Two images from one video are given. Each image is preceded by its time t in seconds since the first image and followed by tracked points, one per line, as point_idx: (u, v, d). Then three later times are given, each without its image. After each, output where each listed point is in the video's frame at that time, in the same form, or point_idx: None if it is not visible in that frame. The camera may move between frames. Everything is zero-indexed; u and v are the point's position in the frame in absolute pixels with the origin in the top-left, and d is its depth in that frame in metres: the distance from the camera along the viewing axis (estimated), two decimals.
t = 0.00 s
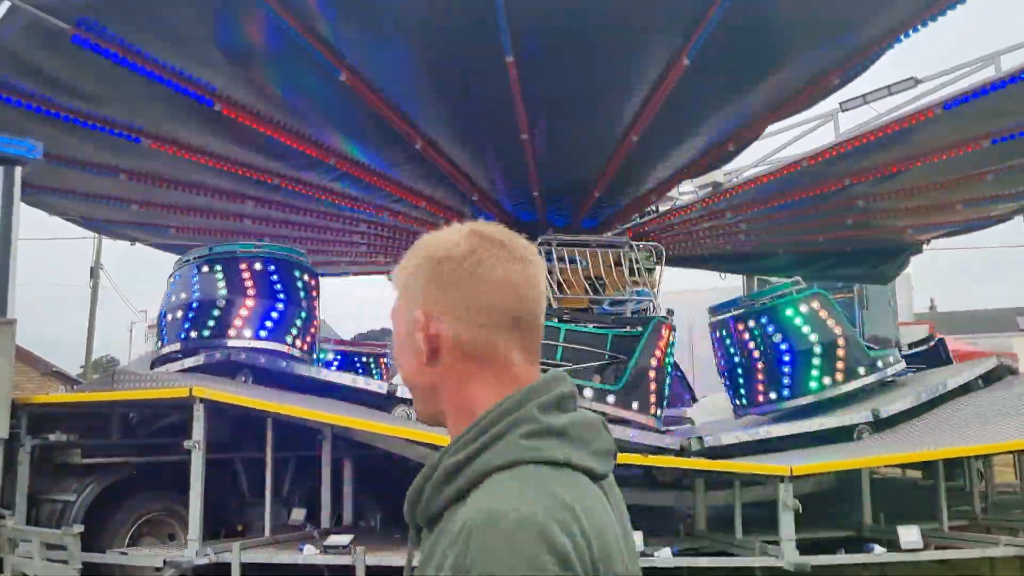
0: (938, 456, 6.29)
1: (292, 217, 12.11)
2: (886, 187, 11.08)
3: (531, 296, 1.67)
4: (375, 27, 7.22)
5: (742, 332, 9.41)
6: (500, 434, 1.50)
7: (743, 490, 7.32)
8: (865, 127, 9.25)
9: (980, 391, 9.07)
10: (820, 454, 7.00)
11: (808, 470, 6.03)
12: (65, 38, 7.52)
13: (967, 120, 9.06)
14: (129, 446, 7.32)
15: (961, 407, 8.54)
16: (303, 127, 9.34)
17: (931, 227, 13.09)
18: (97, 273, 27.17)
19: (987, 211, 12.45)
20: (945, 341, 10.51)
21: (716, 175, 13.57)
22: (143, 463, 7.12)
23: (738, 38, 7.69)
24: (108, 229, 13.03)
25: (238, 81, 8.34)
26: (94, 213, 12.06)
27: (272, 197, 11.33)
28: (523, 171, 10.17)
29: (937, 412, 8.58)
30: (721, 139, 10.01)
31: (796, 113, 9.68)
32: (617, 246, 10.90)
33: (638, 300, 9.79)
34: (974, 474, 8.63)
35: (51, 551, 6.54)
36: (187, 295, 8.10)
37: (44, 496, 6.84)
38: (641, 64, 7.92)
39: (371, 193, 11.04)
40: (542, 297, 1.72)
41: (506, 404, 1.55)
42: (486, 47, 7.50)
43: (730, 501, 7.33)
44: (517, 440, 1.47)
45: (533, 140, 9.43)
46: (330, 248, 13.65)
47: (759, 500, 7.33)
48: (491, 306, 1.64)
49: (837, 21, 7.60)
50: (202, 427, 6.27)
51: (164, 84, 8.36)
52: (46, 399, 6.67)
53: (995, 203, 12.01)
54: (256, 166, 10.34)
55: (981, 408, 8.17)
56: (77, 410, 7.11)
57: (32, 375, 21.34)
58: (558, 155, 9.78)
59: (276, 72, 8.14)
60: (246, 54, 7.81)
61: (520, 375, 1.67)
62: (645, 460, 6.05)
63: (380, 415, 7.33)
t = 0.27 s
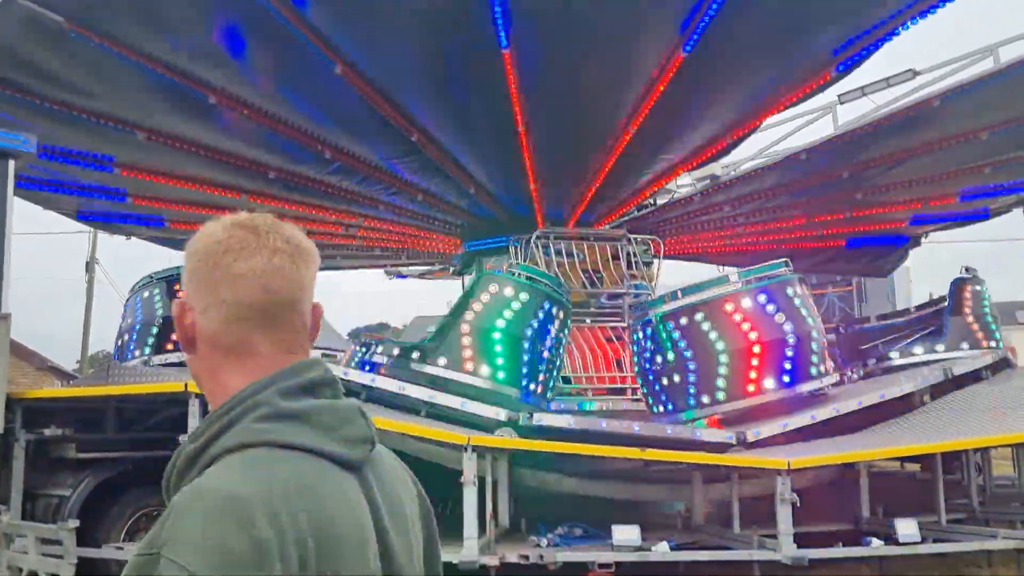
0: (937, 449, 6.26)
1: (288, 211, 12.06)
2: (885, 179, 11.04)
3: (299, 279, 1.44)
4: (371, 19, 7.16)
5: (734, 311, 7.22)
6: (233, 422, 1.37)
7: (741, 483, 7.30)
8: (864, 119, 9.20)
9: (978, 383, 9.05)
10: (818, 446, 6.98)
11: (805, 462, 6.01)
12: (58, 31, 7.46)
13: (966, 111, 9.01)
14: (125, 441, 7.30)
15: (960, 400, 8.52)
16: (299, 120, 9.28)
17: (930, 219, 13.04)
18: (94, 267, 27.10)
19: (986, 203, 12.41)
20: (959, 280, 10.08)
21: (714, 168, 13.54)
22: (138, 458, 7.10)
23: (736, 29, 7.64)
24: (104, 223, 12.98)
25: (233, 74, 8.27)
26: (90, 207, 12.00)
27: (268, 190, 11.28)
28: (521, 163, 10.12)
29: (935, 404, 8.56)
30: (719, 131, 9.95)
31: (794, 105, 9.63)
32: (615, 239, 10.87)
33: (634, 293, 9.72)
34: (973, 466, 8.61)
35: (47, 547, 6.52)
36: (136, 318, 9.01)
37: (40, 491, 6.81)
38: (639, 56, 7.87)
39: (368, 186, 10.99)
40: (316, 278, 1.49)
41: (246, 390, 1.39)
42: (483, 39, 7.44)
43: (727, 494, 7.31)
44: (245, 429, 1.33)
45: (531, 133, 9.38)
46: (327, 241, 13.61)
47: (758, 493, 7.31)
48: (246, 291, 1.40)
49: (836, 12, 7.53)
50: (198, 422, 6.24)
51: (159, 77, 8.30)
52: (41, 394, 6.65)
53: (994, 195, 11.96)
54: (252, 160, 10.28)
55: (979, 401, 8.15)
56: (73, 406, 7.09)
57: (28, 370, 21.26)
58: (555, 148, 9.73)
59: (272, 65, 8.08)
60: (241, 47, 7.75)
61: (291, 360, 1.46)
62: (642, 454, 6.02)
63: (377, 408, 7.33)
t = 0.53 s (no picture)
0: (933, 439, 6.27)
1: (285, 205, 12.04)
2: (881, 171, 11.04)
3: (99, 286, 1.75)
4: (365, 11, 7.14)
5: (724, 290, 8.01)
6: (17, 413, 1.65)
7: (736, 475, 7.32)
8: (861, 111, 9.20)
9: (974, 375, 9.06)
10: (814, 438, 6.99)
11: (801, 454, 6.02)
12: (52, 23, 7.43)
13: (962, 103, 9.00)
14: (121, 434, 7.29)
15: (956, 391, 8.54)
16: (295, 113, 9.27)
17: (927, 211, 13.04)
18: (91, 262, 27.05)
19: (983, 195, 12.41)
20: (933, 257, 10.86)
21: (711, 160, 13.54)
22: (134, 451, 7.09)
23: (733, 20, 7.62)
24: (100, 217, 12.96)
25: (229, 66, 8.25)
26: (85, 201, 11.98)
27: (264, 184, 11.25)
28: (517, 155, 10.10)
29: (931, 396, 8.59)
30: (715, 123, 9.94)
31: (789, 96, 9.61)
32: (612, 232, 10.87)
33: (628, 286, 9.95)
34: (969, 458, 8.62)
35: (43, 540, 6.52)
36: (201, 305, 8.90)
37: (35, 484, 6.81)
38: (635, 48, 7.85)
39: (364, 179, 10.97)
40: (122, 288, 1.80)
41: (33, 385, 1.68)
42: (477, 30, 7.42)
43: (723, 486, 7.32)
44: (26, 417, 1.63)
45: (527, 125, 9.37)
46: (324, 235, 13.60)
47: (753, 484, 7.32)
48: (51, 297, 1.72)
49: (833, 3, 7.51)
50: (193, 415, 6.24)
51: (154, 69, 8.27)
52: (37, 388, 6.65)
53: (991, 187, 11.97)
54: (247, 153, 10.26)
55: (975, 393, 8.17)
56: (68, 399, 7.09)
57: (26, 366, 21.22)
58: (551, 140, 9.72)
59: (267, 58, 8.06)
60: (236, 40, 7.73)
61: (94, 359, 1.76)
62: (638, 447, 6.03)
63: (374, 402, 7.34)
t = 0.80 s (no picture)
0: (926, 416, 6.29)
1: (281, 184, 12.01)
2: (878, 149, 11.01)
3: None
4: None
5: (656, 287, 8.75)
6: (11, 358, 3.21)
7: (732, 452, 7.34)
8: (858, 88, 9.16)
9: (969, 353, 9.07)
10: (809, 416, 7.00)
11: (795, 432, 6.02)
12: (43, 1, 7.38)
13: (960, 79, 8.96)
14: (119, 414, 7.31)
15: (951, 368, 8.56)
16: (289, 92, 9.22)
17: (924, 188, 13.02)
18: (89, 242, 27.02)
19: (980, 172, 12.38)
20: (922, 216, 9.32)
21: (708, 138, 13.50)
22: (132, 430, 7.11)
23: None
24: (97, 197, 12.92)
25: (222, 44, 8.20)
26: (81, 180, 11.95)
27: (260, 162, 11.21)
28: (513, 133, 10.07)
29: (926, 373, 8.61)
30: (711, 100, 9.90)
31: (786, 73, 9.56)
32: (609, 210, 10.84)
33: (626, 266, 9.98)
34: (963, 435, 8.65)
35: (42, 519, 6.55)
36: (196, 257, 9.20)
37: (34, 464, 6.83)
38: (630, 25, 7.80)
39: (360, 158, 10.94)
40: None
41: None
42: (471, 7, 7.37)
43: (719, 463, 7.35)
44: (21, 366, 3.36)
45: (522, 102, 9.32)
46: (321, 214, 13.57)
47: (748, 461, 7.35)
48: None
49: None
50: (190, 394, 6.24)
51: (147, 48, 8.22)
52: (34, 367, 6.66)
53: (989, 164, 11.93)
54: (242, 131, 10.22)
55: (970, 370, 8.18)
56: (66, 379, 7.10)
57: (24, 346, 21.21)
58: (547, 118, 9.68)
59: (260, 36, 8.01)
60: (228, 18, 7.68)
61: None
62: (633, 425, 6.04)
63: (372, 381, 7.34)
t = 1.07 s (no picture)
0: (923, 398, 6.27)
1: (277, 167, 11.95)
2: (877, 129, 10.95)
3: None
4: None
5: (709, 277, 8.59)
6: None
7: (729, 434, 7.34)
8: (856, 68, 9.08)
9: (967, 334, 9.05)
10: (806, 398, 6.97)
11: (792, 414, 6.00)
12: None
13: (959, 58, 8.88)
14: (115, 399, 7.30)
15: (950, 348, 8.54)
16: (283, 74, 9.15)
17: (923, 168, 12.95)
18: (86, 226, 26.94)
19: (979, 152, 12.31)
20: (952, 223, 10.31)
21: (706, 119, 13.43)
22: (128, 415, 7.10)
23: None
24: (92, 182, 12.86)
25: (215, 27, 8.12)
26: (77, 165, 11.89)
27: (255, 146, 11.14)
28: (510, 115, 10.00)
29: (924, 353, 8.60)
30: (708, 80, 9.82)
31: (783, 53, 9.49)
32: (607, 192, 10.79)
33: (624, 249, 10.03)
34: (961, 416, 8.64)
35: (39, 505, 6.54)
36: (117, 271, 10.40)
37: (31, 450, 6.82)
38: (626, 4, 7.72)
39: (356, 140, 10.88)
40: None
41: None
42: None
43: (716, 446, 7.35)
44: None
45: (518, 83, 9.25)
46: (318, 197, 13.52)
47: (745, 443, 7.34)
48: None
49: None
50: (185, 379, 6.21)
51: (139, 30, 8.14)
52: (31, 352, 6.64)
53: (988, 144, 11.87)
54: (237, 114, 10.15)
55: (968, 351, 8.16)
56: (63, 364, 7.09)
57: (22, 331, 21.16)
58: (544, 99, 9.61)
59: (252, 18, 7.92)
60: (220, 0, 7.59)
61: None
62: (630, 407, 6.02)
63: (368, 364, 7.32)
